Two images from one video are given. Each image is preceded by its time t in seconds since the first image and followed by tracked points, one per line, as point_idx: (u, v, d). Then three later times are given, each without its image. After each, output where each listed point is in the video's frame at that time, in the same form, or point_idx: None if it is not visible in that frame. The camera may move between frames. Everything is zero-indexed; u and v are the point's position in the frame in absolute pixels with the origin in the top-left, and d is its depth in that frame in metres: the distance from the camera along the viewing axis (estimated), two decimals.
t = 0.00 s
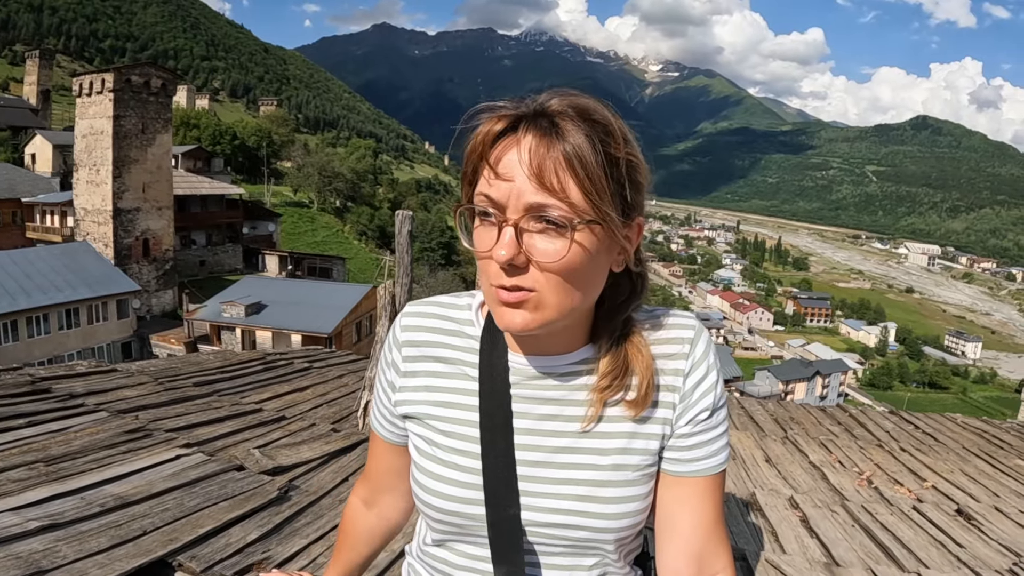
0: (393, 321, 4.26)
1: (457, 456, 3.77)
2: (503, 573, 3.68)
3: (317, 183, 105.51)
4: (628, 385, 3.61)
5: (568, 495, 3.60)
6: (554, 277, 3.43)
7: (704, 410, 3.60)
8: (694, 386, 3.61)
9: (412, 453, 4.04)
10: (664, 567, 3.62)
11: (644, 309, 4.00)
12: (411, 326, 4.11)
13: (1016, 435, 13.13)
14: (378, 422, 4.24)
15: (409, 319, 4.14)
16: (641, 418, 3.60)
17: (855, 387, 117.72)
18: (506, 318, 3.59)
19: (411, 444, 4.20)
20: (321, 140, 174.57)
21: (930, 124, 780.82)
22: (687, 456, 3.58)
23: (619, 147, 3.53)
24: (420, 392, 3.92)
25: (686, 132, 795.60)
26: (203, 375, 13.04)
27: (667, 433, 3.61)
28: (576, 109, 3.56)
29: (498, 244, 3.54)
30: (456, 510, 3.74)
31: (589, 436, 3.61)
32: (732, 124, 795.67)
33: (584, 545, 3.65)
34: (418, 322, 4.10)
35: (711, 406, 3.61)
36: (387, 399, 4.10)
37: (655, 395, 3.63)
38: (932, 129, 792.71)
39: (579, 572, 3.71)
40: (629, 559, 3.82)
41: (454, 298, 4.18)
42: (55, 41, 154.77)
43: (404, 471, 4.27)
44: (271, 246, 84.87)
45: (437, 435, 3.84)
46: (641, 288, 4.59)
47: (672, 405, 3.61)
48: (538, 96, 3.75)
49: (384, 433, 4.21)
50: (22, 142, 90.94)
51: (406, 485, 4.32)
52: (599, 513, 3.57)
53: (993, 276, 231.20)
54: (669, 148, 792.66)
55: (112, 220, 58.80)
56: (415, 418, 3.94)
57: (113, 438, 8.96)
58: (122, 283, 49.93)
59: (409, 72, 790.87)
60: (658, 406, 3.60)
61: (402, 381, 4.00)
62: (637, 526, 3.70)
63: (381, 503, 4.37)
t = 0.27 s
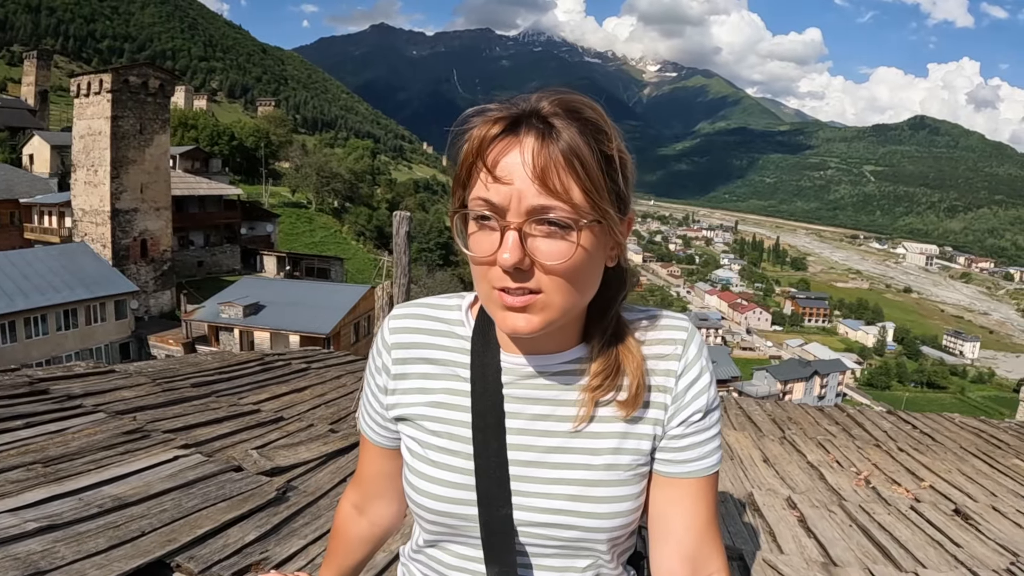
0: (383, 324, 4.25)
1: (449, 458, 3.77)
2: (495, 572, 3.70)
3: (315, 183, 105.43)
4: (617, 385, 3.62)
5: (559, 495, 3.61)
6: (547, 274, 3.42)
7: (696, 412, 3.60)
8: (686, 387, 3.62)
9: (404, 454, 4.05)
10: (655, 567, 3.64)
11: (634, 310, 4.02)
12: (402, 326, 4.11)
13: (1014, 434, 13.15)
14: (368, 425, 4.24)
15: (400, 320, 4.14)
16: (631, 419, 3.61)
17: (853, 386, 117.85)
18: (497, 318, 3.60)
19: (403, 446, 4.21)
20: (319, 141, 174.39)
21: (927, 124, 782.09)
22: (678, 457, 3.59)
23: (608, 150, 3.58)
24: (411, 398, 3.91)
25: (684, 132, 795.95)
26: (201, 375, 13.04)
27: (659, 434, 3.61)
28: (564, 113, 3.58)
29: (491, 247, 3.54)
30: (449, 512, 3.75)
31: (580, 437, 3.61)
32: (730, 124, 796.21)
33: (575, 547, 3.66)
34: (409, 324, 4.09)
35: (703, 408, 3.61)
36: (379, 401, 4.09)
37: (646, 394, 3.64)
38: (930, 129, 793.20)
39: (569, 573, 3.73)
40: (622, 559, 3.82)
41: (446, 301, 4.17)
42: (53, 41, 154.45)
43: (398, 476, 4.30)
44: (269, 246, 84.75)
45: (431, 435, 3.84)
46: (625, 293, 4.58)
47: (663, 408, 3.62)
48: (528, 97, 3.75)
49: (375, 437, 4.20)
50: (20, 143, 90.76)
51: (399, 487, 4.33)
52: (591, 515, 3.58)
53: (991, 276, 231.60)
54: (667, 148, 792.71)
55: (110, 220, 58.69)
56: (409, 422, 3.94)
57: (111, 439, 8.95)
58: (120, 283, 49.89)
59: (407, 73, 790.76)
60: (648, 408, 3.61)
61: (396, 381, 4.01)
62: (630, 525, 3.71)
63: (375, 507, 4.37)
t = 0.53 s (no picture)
0: (383, 327, 4.26)
1: (451, 461, 3.79)
2: (497, 572, 3.73)
3: (313, 184, 105.38)
4: (612, 387, 3.65)
5: (558, 494, 3.64)
6: (545, 280, 3.43)
7: (696, 413, 3.61)
8: (683, 390, 3.63)
9: (406, 455, 4.07)
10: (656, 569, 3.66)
11: (632, 314, 4.02)
12: (402, 330, 4.11)
13: (1012, 434, 13.18)
14: (368, 426, 4.27)
15: (400, 321, 4.16)
16: (627, 420, 3.64)
17: (851, 387, 118.00)
18: (495, 326, 3.61)
19: (404, 448, 4.24)
20: (317, 141, 174.30)
21: (925, 124, 783.63)
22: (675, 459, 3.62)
23: (608, 158, 3.60)
24: (411, 398, 3.94)
25: (683, 133, 796.62)
26: (201, 377, 13.05)
27: (657, 433, 3.62)
28: (561, 120, 3.59)
29: (489, 254, 3.56)
30: (450, 514, 3.78)
31: (579, 437, 3.65)
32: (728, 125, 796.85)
33: (579, 543, 3.68)
34: (410, 325, 4.10)
35: (702, 410, 3.63)
36: (380, 403, 4.11)
37: (642, 395, 3.66)
38: (928, 129, 793.93)
39: (572, 570, 3.76)
40: (622, 556, 3.85)
41: (446, 303, 4.20)
42: (51, 41, 154.16)
43: (399, 477, 4.33)
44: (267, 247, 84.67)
45: (432, 437, 3.86)
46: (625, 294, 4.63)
47: (660, 409, 3.64)
48: (529, 104, 3.76)
49: (376, 439, 4.23)
50: (18, 144, 90.64)
51: (402, 490, 4.36)
52: (592, 513, 3.60)
53: (989, 276, 232.02)
54: (666, 148, 792.98)
55: (109, 221, 58.61)
56: (410, 424, 3.95)
57: (112, 441, 8.97)
58: (119, 284, 49.81)
59: (405, 73, 790.57)
60: (644, 410, 3.63)
61: (398, 382, 4.02)
62: (629, 524, 3.73)
63: (377, 510, 4.39)
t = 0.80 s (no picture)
0: (381, 331, 4.30)
1: (452, 464, 3.82)
2: (497, 573, 3.76)
3: (312, 185, 105.35)
4: (608, 392, 3.67)
5: (554, 496, 3.68)
6: (549, 295, 3.45)
7: (692, 415, 3.65)
8: (679, 394, 3.66)
9: (405, 456, 4.10)
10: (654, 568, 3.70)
11: (627, 321, 4.04)
12: (402, 333, 4.15)
13: (1009, 435, 13.23)
14: (368, 428, 4.30)
15: (399, 324, 4.20)
16: (624, 423, 3.66)
17: (850, 387, 118.08)
18: (495, 335, 3.62)
19: (403, 450, 4.28)
20: (315, 142, 174.17)
21: (923, 125, 784.71)
22: (674, 460, 3.64)
23: (607, 170, 3.63)
24: (409, 401, 3.98)
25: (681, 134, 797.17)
26: (201, 378, 13.09)
27: (653, 437, 3.65)
28: (561, 132, 3.61)
29: (490, 265, 3.57)
30: (451, 512, 3.81)
31: (577, 440, 3.69)
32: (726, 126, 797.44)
33: (575, 545, 3.72)
34: (409, 328, 4.14)
35: (697, 413, 3.66)
36: (380, 405, 4.15)
37: (638, 400, 3.68)
38: (926, 130, 794.07)
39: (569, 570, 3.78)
40: (619, 557, 3.88)
41: (444, 308, 4.23)
42: (49, 42, 153.94)
43: (397, 478, 4.35)
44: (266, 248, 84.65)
45: (432, 440, 3.89)
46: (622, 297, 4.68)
47: (658, 411, 3.66)
48: (528, 117, 3.78)
49: (375, 441, 4.27)
50: (17, 145, 90.57)
51: (402, 490, 4.39)
52: (589, 515, 3.63)
53: (987, 276, 232.38)
54: (664, 149, 793.36)
55: (107, 222, 58.56)
56: (410, 427, 3.98)
57: (113, 442, 8.99)
58: (117, 285, 49.81)
59: (404, 74, 790.47)
60: (639, 412, 3.67)
61: (398, 384, 4.03)
62: (626, 523, 3.76)
63: (378, 511, 4.42)
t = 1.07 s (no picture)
0: (380, 335, 4.33)
1: (454, 467, 3.84)
2: (497, 572, 3.78)
3: (310, 186, 105.36)
4: (607, 393, 3.70)
5: (554, 498, 3.71)
6: (553, 306, 3.47)
7: (688, 418, 3.69)
8: (677, 396, 3.70)
9: (405, 460, 4.11)
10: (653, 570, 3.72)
11: (624, 325, 4.08)
12: (401, 339, 4.17)
13: (1006, 435, 13.28)
14: (367, 432, 4.33)
15: (397, 329, 4.23)
16: (621, 424, 3.70)
17: (848, 388, 118.21)
18: (497, 343, 3.64)
19: (402, 453, 4.29)
20: (314, 143, 174.07)
21: (921, 126, 785.84)
22: (672, 462, 3.66)
23: (608, 179, 3.65)
24: (409, 403, 4.00)
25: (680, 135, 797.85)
26: (201, 379, 13.12)
27: (652, 439, 3.69)
28: (563, 142, 3.63)
29: (493, 275, 3.59)
30: (451, 515, 3.83)
31: (577, 443, 3.71)
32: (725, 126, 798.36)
33: (575, 547, 3.75)
34: (408, 332, 4.17)
35: (696, 415, 3.70)
36: (379, 408, 4.16)
37: (636, 404, 3.71)
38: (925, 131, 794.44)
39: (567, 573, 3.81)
40: (618, 556, 3.91)
41: (443, 312, 4.25)
42: (48, 43, 153.79)
43: (397, 481, 4.38)
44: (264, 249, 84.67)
45: (431, 444, 3.92)
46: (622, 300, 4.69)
47: (656, 414, 3.69)
48: (530, 125, 3.80)
49: (373, 444, 4.29)
50: (16, 146, 90.51)
51: (401, 494, 4.42)
52: (590, 518, 3.67)
53: (986, 276, 232.84)
54: (663, 150, 794.02)
55: (106, 223, 58.49)
56: (409, 431, 4.02)
57: (114, 444, 9.01)
58: (115, 286, 49.77)
59: (403, 75, 790.34)
60: (637, 414, 3.70)
61: (398, 388, 4.06)
62: (625, 524, 3.79)
63: (378, 513, 4.45)
